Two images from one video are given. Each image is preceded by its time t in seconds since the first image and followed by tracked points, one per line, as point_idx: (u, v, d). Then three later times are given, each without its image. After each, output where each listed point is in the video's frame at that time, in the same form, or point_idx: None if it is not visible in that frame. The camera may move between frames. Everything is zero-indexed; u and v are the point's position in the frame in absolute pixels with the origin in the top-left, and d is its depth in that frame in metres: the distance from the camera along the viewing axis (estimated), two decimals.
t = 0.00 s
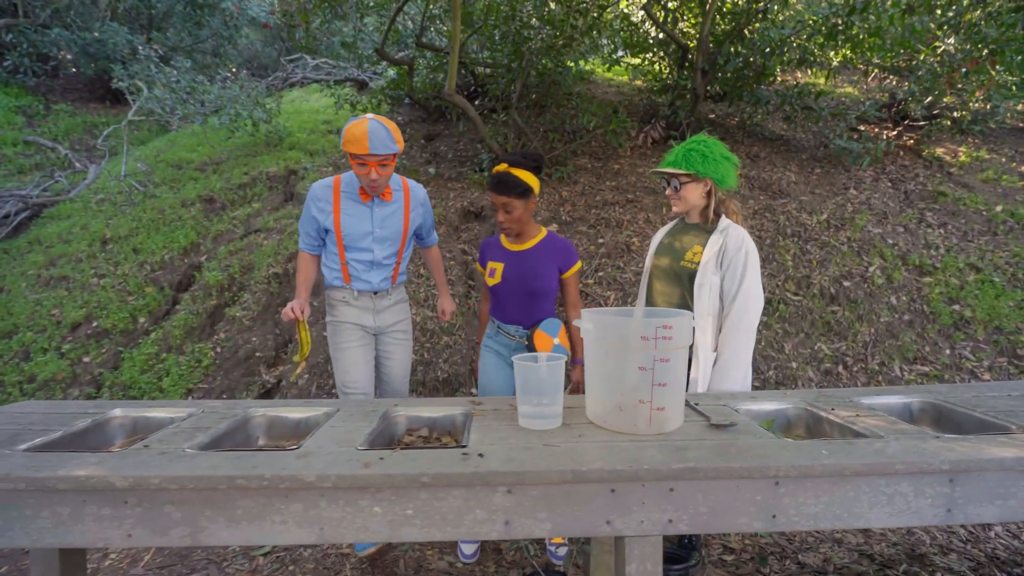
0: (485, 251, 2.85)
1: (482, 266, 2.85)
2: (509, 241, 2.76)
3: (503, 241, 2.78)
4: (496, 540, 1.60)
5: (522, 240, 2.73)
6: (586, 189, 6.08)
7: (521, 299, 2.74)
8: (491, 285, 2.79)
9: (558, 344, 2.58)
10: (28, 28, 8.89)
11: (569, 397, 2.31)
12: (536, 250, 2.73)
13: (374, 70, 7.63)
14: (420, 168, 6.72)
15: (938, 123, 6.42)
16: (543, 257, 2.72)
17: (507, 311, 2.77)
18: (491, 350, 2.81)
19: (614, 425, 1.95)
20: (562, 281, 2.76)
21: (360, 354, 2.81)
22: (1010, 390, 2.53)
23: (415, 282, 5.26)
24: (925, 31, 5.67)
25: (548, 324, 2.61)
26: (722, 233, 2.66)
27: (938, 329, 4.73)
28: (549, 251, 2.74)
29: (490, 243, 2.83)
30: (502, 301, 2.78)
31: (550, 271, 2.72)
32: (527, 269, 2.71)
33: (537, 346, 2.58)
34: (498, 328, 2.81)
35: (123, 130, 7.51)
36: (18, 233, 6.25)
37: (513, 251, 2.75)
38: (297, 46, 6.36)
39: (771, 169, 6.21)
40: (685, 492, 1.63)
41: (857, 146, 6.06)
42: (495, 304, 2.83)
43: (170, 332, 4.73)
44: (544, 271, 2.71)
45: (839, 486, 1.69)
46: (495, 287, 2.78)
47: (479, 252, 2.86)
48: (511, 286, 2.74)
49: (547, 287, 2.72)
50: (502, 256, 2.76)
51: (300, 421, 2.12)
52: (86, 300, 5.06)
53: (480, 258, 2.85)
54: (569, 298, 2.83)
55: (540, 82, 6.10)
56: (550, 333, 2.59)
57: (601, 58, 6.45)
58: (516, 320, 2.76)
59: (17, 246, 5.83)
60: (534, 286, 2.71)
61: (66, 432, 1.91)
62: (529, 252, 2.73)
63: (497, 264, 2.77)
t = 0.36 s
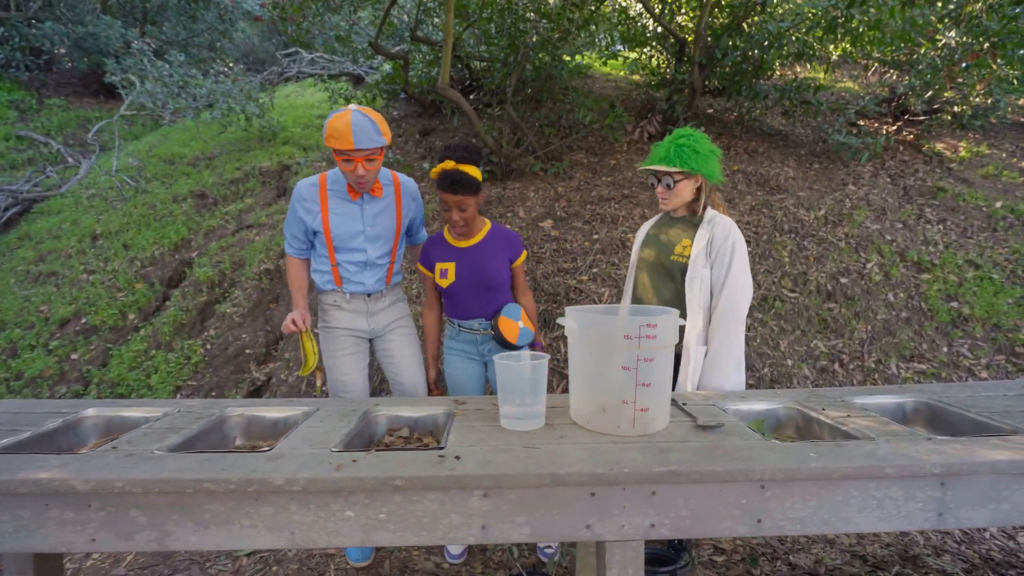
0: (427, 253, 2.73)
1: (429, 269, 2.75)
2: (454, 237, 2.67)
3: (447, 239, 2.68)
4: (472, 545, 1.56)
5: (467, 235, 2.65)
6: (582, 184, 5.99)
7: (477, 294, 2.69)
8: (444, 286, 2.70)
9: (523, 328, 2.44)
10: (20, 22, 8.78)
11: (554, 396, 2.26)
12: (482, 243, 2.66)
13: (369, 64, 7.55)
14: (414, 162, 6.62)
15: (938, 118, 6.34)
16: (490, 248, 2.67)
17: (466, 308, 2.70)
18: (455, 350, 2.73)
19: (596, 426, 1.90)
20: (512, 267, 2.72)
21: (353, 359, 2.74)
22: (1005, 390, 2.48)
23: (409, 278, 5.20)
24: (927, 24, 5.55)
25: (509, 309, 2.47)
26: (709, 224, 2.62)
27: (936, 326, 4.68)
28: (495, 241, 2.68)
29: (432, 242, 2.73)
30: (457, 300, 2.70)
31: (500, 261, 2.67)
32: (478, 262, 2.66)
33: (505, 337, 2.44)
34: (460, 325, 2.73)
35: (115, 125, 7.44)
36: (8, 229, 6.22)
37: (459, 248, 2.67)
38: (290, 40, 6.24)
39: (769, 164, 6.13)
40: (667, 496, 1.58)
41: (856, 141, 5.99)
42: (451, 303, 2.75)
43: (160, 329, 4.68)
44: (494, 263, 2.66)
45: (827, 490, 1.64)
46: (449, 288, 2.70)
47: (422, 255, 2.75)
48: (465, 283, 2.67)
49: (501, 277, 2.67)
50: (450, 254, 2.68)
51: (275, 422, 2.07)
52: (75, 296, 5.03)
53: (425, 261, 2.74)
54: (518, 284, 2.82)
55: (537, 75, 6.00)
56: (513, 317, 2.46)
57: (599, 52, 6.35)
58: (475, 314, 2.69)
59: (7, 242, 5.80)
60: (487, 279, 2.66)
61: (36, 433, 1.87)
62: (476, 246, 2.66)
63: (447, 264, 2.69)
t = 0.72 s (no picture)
0: (422, 243, 2.58)
1: (423, 260, 2.59)
2: (449, 225, 2.55)
3: (445, 227, 2.56)
4: (462, 540, 1.55)
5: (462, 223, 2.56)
6: (581, 177, 5.95)
7: (475, 283, 2.59)
8: (443, 276, 2.57)
9: (522, 311, 2.45)
10: (14, 12, 8.71)
11: (547, 391, 2.25)
12: (480, 231, 2.58)
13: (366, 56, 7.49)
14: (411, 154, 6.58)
15: (940, 110, 6.29)
16: (487, 236, 2.59)
17: (463, 299, 2.59)
18: (454, 344, 2.65)
19: (588, 421, 1.89)
20: (504, 257, 2.66)
21: (353, 356, 2.68)
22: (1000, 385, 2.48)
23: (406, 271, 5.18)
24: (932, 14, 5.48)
25: (502, 293, 2.46)
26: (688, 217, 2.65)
27: (934, 320, 4.67)
28: (489, 229, 2.61)
29: (425, 232, 2.58)
30: (455, 291, 2.58)
31: (497, 249, 2.60)
32: (478, 251, 2.56)
33: (505, 322, 2.44)
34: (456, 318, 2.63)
35: (110, 117, 7.40)
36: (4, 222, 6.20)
37: (457, 236, 2.56)
38: (285, 29, 6.17)
39: (769, 156, 6.09)
40: (658, 492, 1.58)
41: (857, 134, 5.95)
42: (445, 295, 2.62)
43: (156, 322, 4.67)
44: (493, 251, 2.58)
45: (819, 486, 1.63)
46: (448, 277, 2.57)
47: (413, 245, 2.59)
48: (465, 272, 2.56)
49: (500, 265, 2.60)
50: (448, 243, 2.55)
51: (264, 417, 2.06)
52: (71, 289, 5.02)
53: (418, 252, 2.59)
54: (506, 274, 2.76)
55: (535, 66, 5.91)
56: (508, 302, 2.45)
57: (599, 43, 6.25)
58: (472, 305, 2.60)
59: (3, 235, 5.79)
60: (487, 267, 2.57)
61: (25, 428, 1.87)
62: (474, 234, 2.57)
63: (446, 254, 2.55)
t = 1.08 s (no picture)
0: (454, 249, 2.61)
1: (454, 265, 2.63)
2: (484, 231, 2.62)
3: (478, 232, 2.62)
4: (456, 536, 1.56)
5: (497, 229, 2.63)
6: (579, 173, 5.94)
7: (506, 289, 2.64)
8: (477, 282, 2.61)
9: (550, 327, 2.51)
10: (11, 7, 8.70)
11: (543, 387, 2.26)
12: (512, 237, 2.66)
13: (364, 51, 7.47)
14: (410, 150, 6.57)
15: (941, 106, 6.27)
16: (518, 242, 2.67)
17: (493, 305, 2.63)
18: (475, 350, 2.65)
19: (582, 417, 1.91)
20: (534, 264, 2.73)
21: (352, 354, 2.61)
22: (994, 381, 2.49)
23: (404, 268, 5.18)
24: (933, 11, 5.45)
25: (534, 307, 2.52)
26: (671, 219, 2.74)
27: (932, 317, 4.67)
28: (518, 237, 2.69)
29: (457, 237, 2.62)
30: (488, 297, 2.62)
31: (527, 255, 2.68)
32: (511, 257, 2.63)
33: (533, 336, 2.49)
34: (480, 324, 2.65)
35: (108, 113, 7.40)
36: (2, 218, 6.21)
37: (491, 242, 2.62)
38: (282, 25, 6.14)
39: (768, 153, 6.07)
40: (651, 487, 1.59)
41: (857, 130, 5.94)
42: (475, 301, 2.65)
43: (154, 319, 4.67)
44: (524, 257, 2.66)
45: (811, 482, 1.64)
46: (482, 283, 2.61)
47: (445, 250, 2.62)
48: (499, 279, 2.61)
49: (530, 272, 2.68)
50: (482, 249, 2.61)
51: (263, 412, 2.08)
52: (69, 286, 5.04)
53: (451, 257, 2.62)
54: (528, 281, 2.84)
55: (535, 62, 5.88)
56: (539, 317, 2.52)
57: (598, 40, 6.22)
58: (502, 311, 2.64)
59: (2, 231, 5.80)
60: (519, 273, 2.64)
61: (21, 423, 1.88)
62: (507, 241, 2.64)
63: (481, 259, 2.60)
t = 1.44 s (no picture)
0: (473, 242, 2.59)
1: (470, 259, 2.61)
2: (501, 223, 2.61)
3: (496, 225, 2.61)
4: (451, 534, 1.56)
5: (514, 221, 2.64)
6: (578, 172, 5.94)
7: (524, 282, 2.64)
8: (495, 275, 2.60)
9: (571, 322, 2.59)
10: (10, 6, 8.70)
11: (538, 385, 2.26)
12: (529, 230, 2.67)
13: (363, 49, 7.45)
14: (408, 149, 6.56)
15: (940, 105, 6.27)
16: (534, 235, 2.68)
17: (509, 299, 2.63)
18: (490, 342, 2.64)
19: (578, 415, 1.91)
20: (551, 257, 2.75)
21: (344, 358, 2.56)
22: (992, 379, 2.49)
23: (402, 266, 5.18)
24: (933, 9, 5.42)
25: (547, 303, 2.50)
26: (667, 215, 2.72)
27: (931, 315, 4.67)
28: (533, 229, 2.69)
29: (472, 230, 2.60)
30: (506, 290, 2.61)
31: (543, 247, 2.69)
32: (528, 249, 2.63)
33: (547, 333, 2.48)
34: (496, 317, 2.64)
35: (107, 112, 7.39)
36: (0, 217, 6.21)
37: (508, 234, 2.61)
38: (281, 24, 6.13)
39: (767, 151, 6.06)
40: (646, 485, 1.58)
41: (856, 129, 5.93)
42: (492, 295, 2.64)
43: (152, 317, 4.67)
44: (540, 249, 2.67)
45: (807, 480, 1.64)
46: (502, 276, 2.60)
47: (462, 243, 2.59)
48: (517, 270, 2.61)
49: (546, 263, 2.70)
50: (500, 241, 2.60)
51: (259, 409, 2.08)
52: (68, 284, 5.04)
53: (468, 251, 2.59)
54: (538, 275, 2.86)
55: (534, 61, 5.87)
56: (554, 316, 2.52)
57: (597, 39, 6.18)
58: (518, 306, 2.63)
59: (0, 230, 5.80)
60: (536, 265, 2.65)
61: (17, 420, 1.88)
62: (525, 232, 2.65)
63: (500, 251, 2.59)
